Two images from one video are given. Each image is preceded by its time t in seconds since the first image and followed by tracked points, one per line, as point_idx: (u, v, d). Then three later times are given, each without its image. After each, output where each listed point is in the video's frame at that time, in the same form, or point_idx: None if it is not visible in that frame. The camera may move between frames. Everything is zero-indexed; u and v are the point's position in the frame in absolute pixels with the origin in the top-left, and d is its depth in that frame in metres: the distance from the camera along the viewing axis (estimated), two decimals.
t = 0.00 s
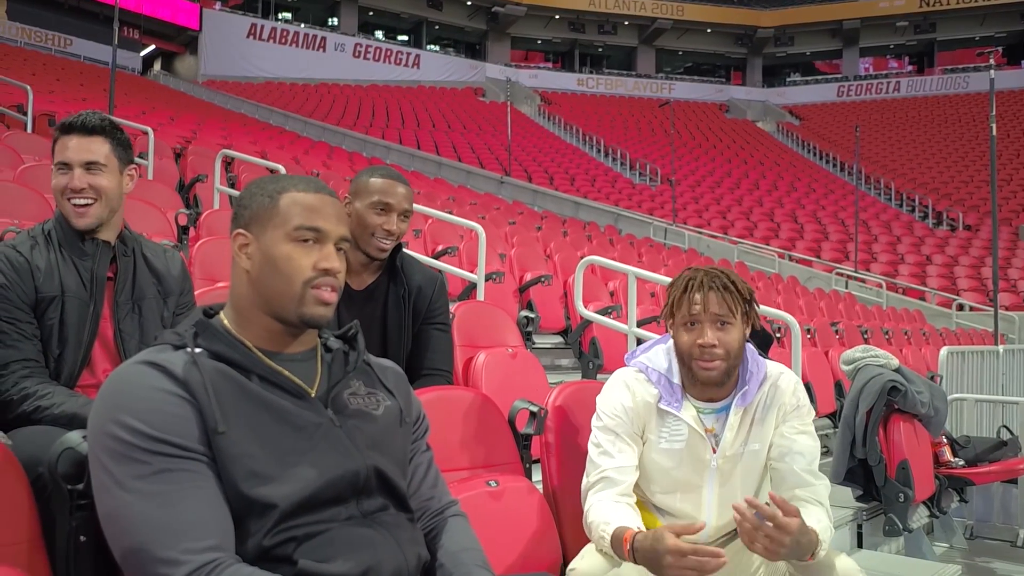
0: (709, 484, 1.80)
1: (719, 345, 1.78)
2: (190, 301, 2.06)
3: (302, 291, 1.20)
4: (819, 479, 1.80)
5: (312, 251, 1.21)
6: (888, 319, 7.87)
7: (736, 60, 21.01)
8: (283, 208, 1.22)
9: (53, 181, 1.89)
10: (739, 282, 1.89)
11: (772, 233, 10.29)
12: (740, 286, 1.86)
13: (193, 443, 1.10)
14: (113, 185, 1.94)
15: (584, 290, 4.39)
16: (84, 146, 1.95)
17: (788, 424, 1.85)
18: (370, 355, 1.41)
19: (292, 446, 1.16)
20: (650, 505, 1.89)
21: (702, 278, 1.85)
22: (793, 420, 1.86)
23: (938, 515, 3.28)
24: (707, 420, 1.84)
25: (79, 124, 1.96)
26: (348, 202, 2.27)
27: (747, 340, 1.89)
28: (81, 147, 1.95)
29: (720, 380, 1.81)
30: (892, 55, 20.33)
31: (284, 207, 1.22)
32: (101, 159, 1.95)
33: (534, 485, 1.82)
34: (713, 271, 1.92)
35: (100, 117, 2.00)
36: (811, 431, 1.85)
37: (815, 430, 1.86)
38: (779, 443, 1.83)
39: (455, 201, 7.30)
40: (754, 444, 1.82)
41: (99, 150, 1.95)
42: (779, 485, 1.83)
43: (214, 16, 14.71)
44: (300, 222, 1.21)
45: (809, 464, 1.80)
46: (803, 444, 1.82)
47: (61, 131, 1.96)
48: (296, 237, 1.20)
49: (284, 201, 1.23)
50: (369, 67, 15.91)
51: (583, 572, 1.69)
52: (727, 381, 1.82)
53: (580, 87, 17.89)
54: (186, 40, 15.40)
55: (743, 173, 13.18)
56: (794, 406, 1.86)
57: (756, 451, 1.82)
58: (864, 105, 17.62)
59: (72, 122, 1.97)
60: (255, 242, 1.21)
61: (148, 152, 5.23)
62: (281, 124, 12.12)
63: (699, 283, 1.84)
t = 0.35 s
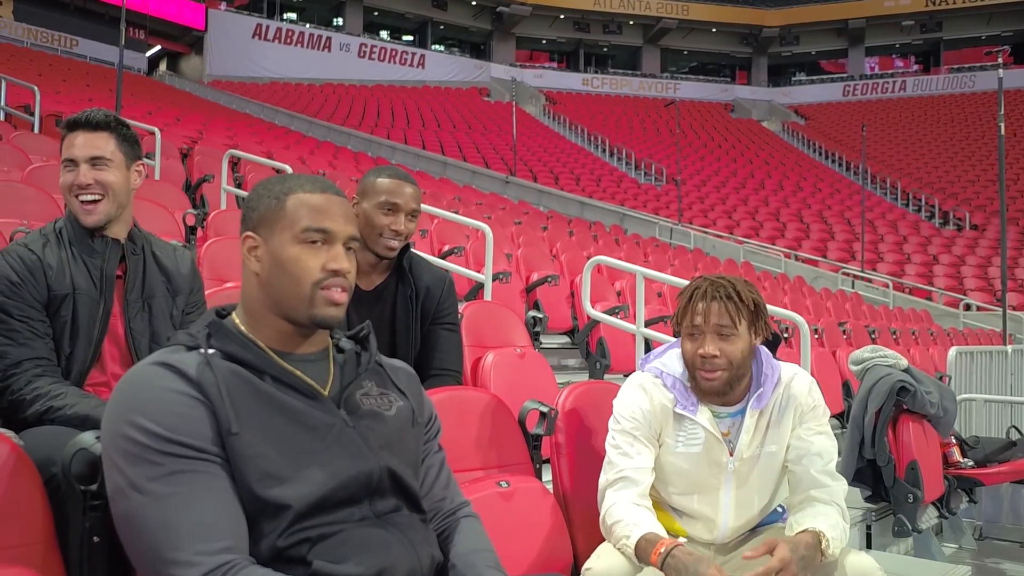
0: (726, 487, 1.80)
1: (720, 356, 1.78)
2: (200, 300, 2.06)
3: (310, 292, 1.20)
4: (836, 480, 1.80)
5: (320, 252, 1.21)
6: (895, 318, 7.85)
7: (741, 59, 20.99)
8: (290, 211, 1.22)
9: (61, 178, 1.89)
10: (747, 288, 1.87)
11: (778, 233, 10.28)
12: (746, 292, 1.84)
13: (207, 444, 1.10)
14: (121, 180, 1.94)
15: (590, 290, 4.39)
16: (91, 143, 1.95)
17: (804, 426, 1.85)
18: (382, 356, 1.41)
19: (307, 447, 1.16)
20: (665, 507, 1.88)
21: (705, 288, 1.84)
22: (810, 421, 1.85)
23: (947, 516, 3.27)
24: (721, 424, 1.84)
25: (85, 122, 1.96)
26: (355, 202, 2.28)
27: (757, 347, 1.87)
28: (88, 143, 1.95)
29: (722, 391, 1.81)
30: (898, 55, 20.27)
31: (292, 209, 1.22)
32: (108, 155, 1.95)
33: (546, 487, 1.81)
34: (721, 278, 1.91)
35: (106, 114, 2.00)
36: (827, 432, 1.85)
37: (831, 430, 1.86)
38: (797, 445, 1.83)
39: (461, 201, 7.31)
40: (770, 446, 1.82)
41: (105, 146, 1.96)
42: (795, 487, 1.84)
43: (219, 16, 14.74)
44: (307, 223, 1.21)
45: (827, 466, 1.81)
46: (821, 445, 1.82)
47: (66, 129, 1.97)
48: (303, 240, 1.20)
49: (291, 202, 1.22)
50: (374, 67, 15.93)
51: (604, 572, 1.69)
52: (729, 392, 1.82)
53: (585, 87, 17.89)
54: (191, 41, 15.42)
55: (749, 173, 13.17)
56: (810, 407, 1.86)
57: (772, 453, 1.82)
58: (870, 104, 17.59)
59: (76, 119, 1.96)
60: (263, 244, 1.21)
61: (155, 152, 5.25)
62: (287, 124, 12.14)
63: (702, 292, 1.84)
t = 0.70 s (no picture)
0: (727, 487, 1.80)
1: (725, 349, 1.79)
2: (214, 298, 2.07)
3: (313, 294, 1.20)
4: (838, 486, 1.79)
5: (323, 253, 1.22)
6: (905, 318, 7.82)
7: (750, 58, 20.94)
8: (292, 212, 1.22)
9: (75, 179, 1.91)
10: (759, 286, 1.87)
11: (787, 232, 10.26)
12: (758, 291, 1.85)
13: (224, 443, 1.11)
14: (132, 179, 1.96)
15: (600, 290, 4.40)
16: (104, 145, 1.97)
17: (809, 430, 1.83)
18: (394, 357, 1.41)
19: (319, 446, 1.16)
20: (667, 504, 1.89)
21: (718, 281, 1.86)
22: (814, 425, 1.84)
23: (960, 517, 3.25)
24: (722, 422, 1.85)
25: (99, 124, 1.99)
26: (369, 203, 2.31)
27: (763, 348, 1.87)
28: (100, 144, 1.97)
29: (725, 386, 1.81)
30: (908, 53, 20.19)
31: (293, 211, 1.22)
32: (121, 157, 1.98)
33: (557, 486, 1.82)
34: (733, 275, 1.91)
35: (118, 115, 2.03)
36: (833, 436, 1.84)
37: (836, 435, 1.84)
38: (800, 449, 1.82)
39: (470, 201, 7.32)
40: (772, 448, 1.82)
41: (118, 147, 1.98)
42: (797, 491, 1.83)
43: (228, 17, 14.80)
44: (308, 225, 1.21)
45: (829, 471, 1.80)
46: (824, 449, 1.81)
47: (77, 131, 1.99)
48: (305, 242, 1.21)
49: (292, 204, 1.23)
50: (382, 67, 15.97)
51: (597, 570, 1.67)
52: (732, 387, 1.82)
53: (593, 87, 17.88)
54: (200, 41, 15.49)
55: (757, 172, 13.15)
56: (815, 411, 1.84)
57: (774, 455, 1.81)
58: (879, 103, 17.54)
59: (87, 121, 1.99)
60: (268, 247, 1.22)
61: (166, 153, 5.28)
62: (295, 124, 12.17)
63: (713, 285, 1.86)
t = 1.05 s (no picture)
0: (745, 487, 1.80)
1: (733, 348, 1.79)
2: (231, 299, 2.10)
3: (317, 293, 1.21)
4: (859, 484, 1.79)
5: (326, 254, 1.23)
6: (920, 317, 7.78)
7: (762, 57, 20.85)
8: (294, 215, 1.23)
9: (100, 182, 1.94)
10: (767, 284, 1.87)
11: (800, 231, 10.22)
12: (765, 288, 1.85)
13: (243, 443, 1.12)
14: (157, 182, 1.99)
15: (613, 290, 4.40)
16: (129, 148, 2.00)
17: (827, 428, 1.83)
18: (410, 358, 1.42)
19: (336, 447, 1.17)
20: (684, 507, 1.89)
21: (725, 281, 1.87)
22: (832, 423, 1.84)
23: (977, 518, 3.24)
24: (739, 423, 1.85)
25: (124, 128, 2.01)
26: (385, 203, 2.32)
27: (776, 346, 1.87)
28: (126, 148, 2.00)
29: (737, 383, 1.80)
30: (921, 51, 20.04)
31: (297, 213, 1.23)
32: (147, 160, 2.00)
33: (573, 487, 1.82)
34: (742, 273, 1.91)
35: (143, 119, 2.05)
36: (851, 433, 1.84)
37: (853, 432, 1.84)
38: (818, 447, 1.82)
39: (482, 200, 7.34)
40: (790, 448, 1.82)
41: (143, 151, 2.01)
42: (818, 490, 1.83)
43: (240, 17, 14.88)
44: (311, 225, 1.22)
45: (848, 469, 1.80)
46: (843, 447, 1.80)
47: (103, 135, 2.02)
48: (308, 244, 1.22)
49: (294, 207, 1.24)
50: (394, 67, 16.03)
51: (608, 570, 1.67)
52: (746, 384, 1.81)
53: (605, 86, 17.87)
54: (212, 42, 15.59)
55: (770, 171, 13.09)
56: (832, 409, 1.84)
57: (793, 455, 1.82)
58: (893, 101, 17.44)
59: (113, 124, 2.01)
60: (276, 251, 1.24)
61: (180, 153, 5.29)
62: (308, 124, 12.23)
63: (720, 285, 1.86)
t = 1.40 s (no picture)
0: (767, 487, 1.80)
1: (752, 347, 1.80)
2: (247, 301, 2.14)
3: (335, 294, 1.23)
4: (886, 487, 1.80)
5: (344, 255, 1.24)
6: (939, 317, 7.71)
7: (778, 55, 20.71)
8: (311, 218, 1.25)
9: (173, 194, 1.98)
10: (786, 282, 1.88)
11: (817, 230, 10.15)
12: (782, 287, 1.86)
13: (264, 442, 1.14)
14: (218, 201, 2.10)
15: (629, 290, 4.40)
16: (194, 164, 2.05)
17: (854, 430, 1.84)
18: (428, 360, 1.44)
19: (355, 447, 1.19)
20: (705, 507, 1.89)
21: (743, 282, 1.89)
22: (860, 425, 1.85)
23: (997, 520, 3.21)
24: (763, 421, 1.85)
25: (190, 144, 2.07)
26: (402, 204, 2.34)
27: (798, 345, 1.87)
28: (192, 163, 2.05)
29: (756, 383, 1.82)
30: (940, 48, 19.80)
31: (313, 216, 1.25)
32: (209, 178, 2.08)
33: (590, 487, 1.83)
34: (761, 273, 1.93)
35: (199, 133, 2.11)
36: (878, 436, 1.84)
37: (881, 435, 1.84)
38: (846, 449, 1.83)
39: (497, 200, 7.36)
40: (814, 448, 1.82)
41: (208, 170, 2.08)
42: (844, 492, 1.83)
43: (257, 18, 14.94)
44: (328, 228, 1.24)
45: (876, 471, 1.80)
46: (869, 449, 1.81)
47: (163, 143, 2.03)
48: (326, 246, 1.24)
49: (311, 210, 1.26)
50: (409, 67, 16.09)
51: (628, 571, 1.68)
52: (765, 384, 1.82)
53: (620, 85, 17.83)
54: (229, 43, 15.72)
55: (787, 170, 13.01)
56: (860, 411, 1.85)
57: (817, 455, 1.82)
58: (911, 99, 17.27)
59: (182, 139, 2.05)
60: (295, 253, 1.26)
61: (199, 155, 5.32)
62: (324, 125, 12.31)
63: (738, 286, 1.88)
